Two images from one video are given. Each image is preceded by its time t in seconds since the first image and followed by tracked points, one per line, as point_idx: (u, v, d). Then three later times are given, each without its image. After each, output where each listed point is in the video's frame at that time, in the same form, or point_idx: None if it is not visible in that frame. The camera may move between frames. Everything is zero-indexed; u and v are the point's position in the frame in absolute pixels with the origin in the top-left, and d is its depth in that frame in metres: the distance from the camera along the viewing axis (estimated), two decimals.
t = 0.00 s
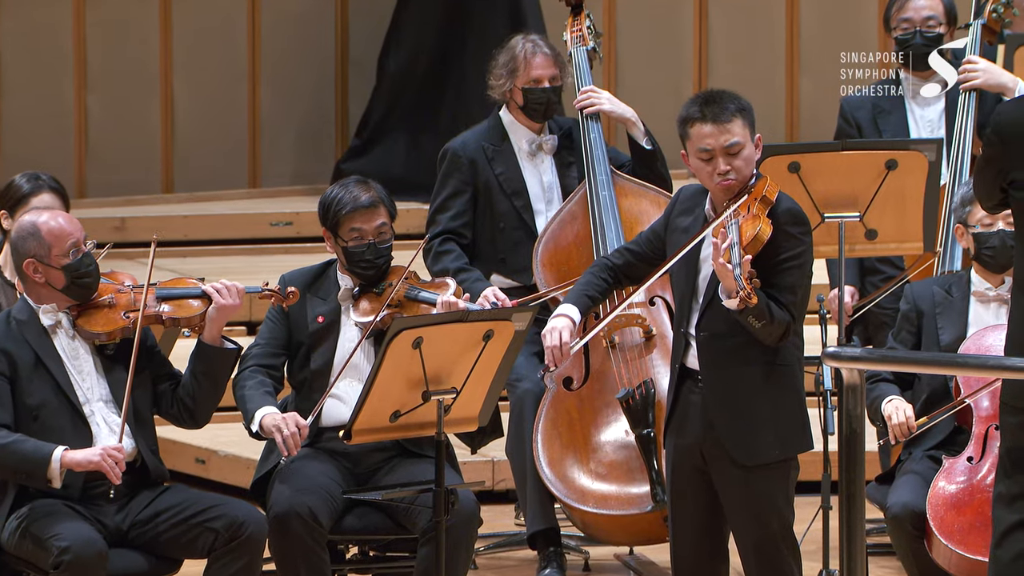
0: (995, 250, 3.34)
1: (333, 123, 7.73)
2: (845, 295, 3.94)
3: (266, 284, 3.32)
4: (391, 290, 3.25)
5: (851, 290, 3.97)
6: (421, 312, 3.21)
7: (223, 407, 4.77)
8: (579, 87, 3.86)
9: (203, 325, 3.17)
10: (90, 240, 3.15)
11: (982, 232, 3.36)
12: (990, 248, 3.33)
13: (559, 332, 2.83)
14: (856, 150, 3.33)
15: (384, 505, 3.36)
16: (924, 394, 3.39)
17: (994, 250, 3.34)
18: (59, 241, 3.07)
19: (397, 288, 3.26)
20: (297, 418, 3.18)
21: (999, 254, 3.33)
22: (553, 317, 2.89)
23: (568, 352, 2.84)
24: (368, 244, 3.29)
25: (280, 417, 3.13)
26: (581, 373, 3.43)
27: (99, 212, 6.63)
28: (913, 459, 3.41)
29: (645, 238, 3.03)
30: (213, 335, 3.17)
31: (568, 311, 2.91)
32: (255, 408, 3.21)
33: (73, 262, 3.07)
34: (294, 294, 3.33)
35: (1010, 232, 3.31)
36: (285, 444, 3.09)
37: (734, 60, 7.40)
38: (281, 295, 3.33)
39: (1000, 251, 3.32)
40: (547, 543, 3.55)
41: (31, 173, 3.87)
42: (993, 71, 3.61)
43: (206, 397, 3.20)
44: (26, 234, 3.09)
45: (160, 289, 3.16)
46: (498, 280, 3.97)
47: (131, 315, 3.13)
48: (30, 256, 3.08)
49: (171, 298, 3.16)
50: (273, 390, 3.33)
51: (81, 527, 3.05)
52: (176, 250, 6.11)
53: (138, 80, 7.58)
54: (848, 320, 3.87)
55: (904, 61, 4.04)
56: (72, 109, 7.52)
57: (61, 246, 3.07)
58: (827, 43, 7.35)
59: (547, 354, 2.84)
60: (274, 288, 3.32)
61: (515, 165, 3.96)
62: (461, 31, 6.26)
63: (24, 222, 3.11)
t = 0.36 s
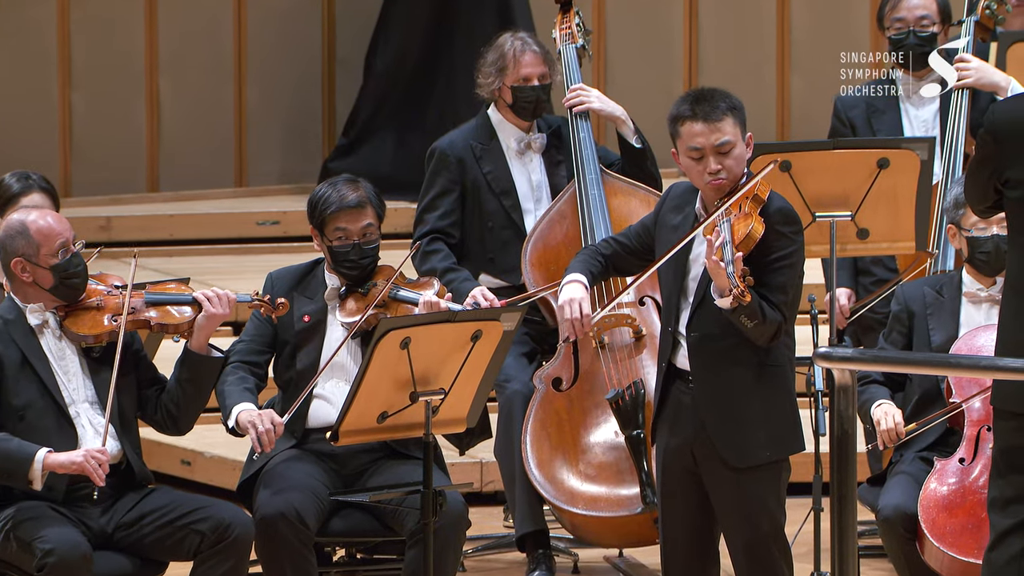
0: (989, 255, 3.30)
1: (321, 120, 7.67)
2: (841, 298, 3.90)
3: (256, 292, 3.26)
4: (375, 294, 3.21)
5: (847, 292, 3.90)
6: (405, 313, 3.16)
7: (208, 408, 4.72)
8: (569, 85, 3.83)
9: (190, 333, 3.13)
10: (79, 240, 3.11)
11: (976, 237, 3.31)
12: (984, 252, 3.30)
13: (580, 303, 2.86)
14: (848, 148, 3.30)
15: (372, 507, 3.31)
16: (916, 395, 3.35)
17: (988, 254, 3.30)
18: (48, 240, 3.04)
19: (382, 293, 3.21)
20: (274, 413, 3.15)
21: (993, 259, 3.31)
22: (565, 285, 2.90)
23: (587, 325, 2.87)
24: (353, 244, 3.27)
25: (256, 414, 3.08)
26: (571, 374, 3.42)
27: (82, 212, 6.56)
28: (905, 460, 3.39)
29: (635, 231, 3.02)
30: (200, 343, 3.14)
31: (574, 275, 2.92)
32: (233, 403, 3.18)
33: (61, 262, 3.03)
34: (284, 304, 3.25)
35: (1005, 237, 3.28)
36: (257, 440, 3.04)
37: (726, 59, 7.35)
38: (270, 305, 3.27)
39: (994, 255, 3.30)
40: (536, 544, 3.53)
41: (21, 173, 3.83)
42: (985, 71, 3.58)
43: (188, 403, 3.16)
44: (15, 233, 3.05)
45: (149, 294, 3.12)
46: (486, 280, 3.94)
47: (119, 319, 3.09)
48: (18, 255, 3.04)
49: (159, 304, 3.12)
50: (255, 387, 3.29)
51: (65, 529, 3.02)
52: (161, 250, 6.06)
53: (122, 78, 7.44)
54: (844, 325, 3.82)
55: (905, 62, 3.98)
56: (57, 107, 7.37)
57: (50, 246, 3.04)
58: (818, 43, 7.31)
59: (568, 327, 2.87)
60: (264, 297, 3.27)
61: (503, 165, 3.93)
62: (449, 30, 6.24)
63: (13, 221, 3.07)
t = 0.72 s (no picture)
0: (981, 259, 3.27)
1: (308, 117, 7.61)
2: (837, 297, 3.91)
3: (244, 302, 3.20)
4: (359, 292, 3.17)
5: (842, 291, 3.91)
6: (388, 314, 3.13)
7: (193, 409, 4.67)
8: (558, 83, 3.80)
9: (178, 339, 3.10)
10: (66, 240, 3.06)
11: (968, 241, 3.28)
12: (975, 257, 3.27)
13: (603, 273, 2.84)
14: (840, 147, 3.28)
15: (359, 509, 3.28)
16: (908, 396, 3.33)
17: (979, 258, 3.27)
18: (36, 241, 2.99)
19: (365, 291, 3.17)
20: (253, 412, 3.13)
21: (984, 262, 3.27)
22: (583, 261, 2.86)
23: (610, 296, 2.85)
24: (338, 242, 3.23)
25: (234, 411, 3.06)
26: (561, 374, 3.41)
27: (66, 211, 6.50)
28: (897, 462, 3.36)
29: (627, 225, 2.99)
30: (186, 350, 3.10)
31: (590, 249, 2.92)
32: (212, 402, 3.15)
33: (48, 263, 2.99)
34: (272, 314, 3.21)
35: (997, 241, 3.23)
36: (233, 438, 3.02)
37: (716, 57, 7.22)
38: (258, 313, 3.22)
39: (985, 259, 3.26)
40: (525, 547, 3.49)
41: (8, 173, 3.77)
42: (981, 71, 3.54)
43: (172, 407, 3.12)
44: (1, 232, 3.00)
45: (137, 298, 3.07)
46: (475, 280, 3.90)
47: (106, 323, 3.04)
48: (4, 255, 2.99)
49: (147, 309, 3.07)
50: (237, 387, 3.26)
51: (50, 531, 2.98)
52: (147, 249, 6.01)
53: (106, 75, 7.36)
54: (838, 324, 3.85)
55: (904, 62, 3.93)
56: (41, 107, 7.29)
57: (36, 247, 2.99)
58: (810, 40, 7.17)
59: (592, 296, 2.85)
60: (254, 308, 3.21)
61: (492, 164, 3.90)
62: (436, 28, 6.19)
63: None
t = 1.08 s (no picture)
0: (973, 260, 3.23)
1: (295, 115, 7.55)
2: (829, 297, 3.87)
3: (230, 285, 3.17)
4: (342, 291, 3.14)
5: (835, 290, 3.88)
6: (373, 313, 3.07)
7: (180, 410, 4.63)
8: (547, 82, 3.76)
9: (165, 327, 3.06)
10: (45, 235, 3.02)
11: (960, 242, 3.23)
12: (968, 258, 3.22)
13: (612, 259, 2.76)
14: (834, 146, 3.24)
15: (347, 512, 3.24)
16: (901, 398, 3.30)
17: (971, 260, 3.23)
18: (13, 235, 2.95)
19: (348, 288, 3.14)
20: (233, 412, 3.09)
21: (977, 264, 3.23)
22: (593, 248, 2.79)
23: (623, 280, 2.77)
24: (323, 238, 3.20)
25: (213, 411, 3.03)
26: (551, 376, 3.38)
27: (51, 211, 6.44)
28: (890, 464, 3.33)
29: (620, 223, 2.96)
30: (174, 338, 3.05)
31: (595, 236, 2.87)
32: (194, 402, 3.12)
33: (28, 258, 2.94)
34: (259, 295, 3.16)
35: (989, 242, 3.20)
36: (213, 438, 2.98)
37: (708, 55, 7.13)
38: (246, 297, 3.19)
39: (977, 261, 3.22)
40: (515, 550, 3.46)
41: None
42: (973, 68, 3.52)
43: (164, 398, 3.06)
44: None
45: (119, 289, 3.05)
46: (464, 280, 3.87)
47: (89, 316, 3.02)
48: None
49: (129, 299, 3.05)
50: (221, 389, 3.23)
51: (36, 534, 2.94)
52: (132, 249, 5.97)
53: (91, 75, 7.31)
54: (831, 324, 3.82)
55: (904, 61, 3.87)
56: (25, 106, 7.24)
57: (15, 242, 2.94)
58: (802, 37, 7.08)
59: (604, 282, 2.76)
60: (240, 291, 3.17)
61: (481, 162, 3.87)
62: (425, 25, 6.15)
63: None
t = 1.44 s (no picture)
0: (967, 260, 3.21)
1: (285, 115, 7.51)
2: (820, 295, 3.85)
3: (214, 259, 3.14)
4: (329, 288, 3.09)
5: (826, 289, 3.86)
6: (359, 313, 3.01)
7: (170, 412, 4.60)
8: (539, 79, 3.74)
9: (153, 308, 3.02)
10: (31, 233, 2.98)
11: (955, 242, 3.21)
12: (962, 257, 3.20)
13: (614, 248, 2.71)
14: (827, 144, 3.22)
15: (338, 514, 3.21)
16: (895, 400, 3.28)
17: (965, 259, 3.21)
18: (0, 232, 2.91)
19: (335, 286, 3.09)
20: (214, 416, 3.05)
21: (971, 263, 3.21)
22: (595, 237, 2.74)
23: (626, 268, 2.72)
24: (312, 234, 3.17)
25: (193, 414, 3.00)
26: (543, 377, 3.36)
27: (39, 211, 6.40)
28: (884, 466, 3.31)
29: (613, 222, 2.93)
30: (163, 318, 3.03)
31: (594, 225, 2.82)
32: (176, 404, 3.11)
33: (15, 254, 2.91)
34: (243, 266, 3.15)
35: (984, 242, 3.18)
36: (192, 441, 2.95)
37: (700, 53, 7.11)
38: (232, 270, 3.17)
39: (971, 261, 3.20)
40: (507, 552, 3.42)
41: None
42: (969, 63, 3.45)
43: (159, 380, 3.05)
44: None
45: (102, 276, 3.00)
46: (454, 279, 3.84)
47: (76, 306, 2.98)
48: None
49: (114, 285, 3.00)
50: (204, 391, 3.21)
51: (22, 535, 2.91)
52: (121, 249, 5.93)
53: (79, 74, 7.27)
54: (821, 322, 3.79)
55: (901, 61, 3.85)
56: (12, 105, 7.18)
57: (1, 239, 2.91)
58: (795, 35, 7.05)
59: (603, 271, 2.71)
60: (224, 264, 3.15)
61: (472, 160, 3.84)
62: (417, 23, 6.12)
63: None
